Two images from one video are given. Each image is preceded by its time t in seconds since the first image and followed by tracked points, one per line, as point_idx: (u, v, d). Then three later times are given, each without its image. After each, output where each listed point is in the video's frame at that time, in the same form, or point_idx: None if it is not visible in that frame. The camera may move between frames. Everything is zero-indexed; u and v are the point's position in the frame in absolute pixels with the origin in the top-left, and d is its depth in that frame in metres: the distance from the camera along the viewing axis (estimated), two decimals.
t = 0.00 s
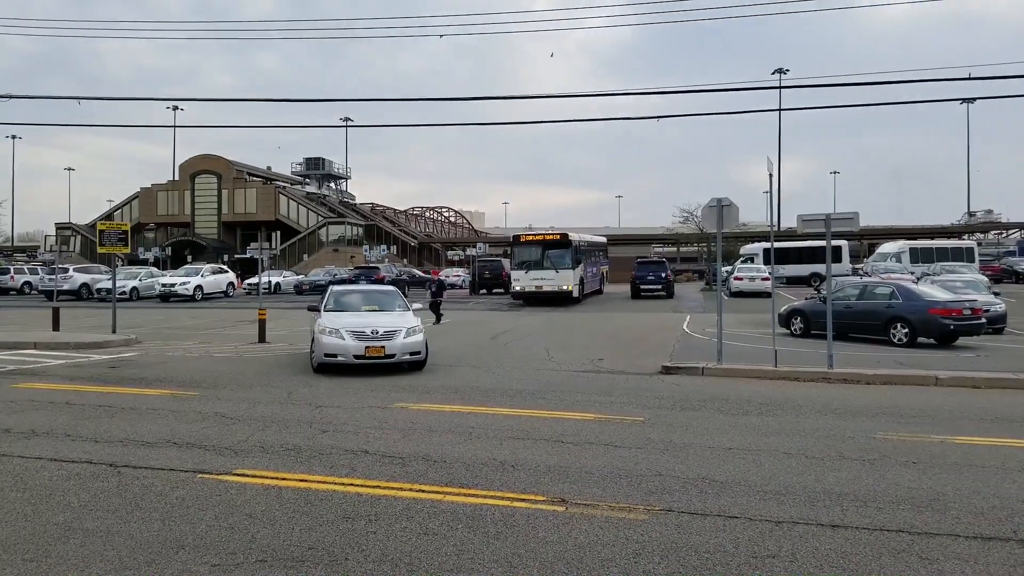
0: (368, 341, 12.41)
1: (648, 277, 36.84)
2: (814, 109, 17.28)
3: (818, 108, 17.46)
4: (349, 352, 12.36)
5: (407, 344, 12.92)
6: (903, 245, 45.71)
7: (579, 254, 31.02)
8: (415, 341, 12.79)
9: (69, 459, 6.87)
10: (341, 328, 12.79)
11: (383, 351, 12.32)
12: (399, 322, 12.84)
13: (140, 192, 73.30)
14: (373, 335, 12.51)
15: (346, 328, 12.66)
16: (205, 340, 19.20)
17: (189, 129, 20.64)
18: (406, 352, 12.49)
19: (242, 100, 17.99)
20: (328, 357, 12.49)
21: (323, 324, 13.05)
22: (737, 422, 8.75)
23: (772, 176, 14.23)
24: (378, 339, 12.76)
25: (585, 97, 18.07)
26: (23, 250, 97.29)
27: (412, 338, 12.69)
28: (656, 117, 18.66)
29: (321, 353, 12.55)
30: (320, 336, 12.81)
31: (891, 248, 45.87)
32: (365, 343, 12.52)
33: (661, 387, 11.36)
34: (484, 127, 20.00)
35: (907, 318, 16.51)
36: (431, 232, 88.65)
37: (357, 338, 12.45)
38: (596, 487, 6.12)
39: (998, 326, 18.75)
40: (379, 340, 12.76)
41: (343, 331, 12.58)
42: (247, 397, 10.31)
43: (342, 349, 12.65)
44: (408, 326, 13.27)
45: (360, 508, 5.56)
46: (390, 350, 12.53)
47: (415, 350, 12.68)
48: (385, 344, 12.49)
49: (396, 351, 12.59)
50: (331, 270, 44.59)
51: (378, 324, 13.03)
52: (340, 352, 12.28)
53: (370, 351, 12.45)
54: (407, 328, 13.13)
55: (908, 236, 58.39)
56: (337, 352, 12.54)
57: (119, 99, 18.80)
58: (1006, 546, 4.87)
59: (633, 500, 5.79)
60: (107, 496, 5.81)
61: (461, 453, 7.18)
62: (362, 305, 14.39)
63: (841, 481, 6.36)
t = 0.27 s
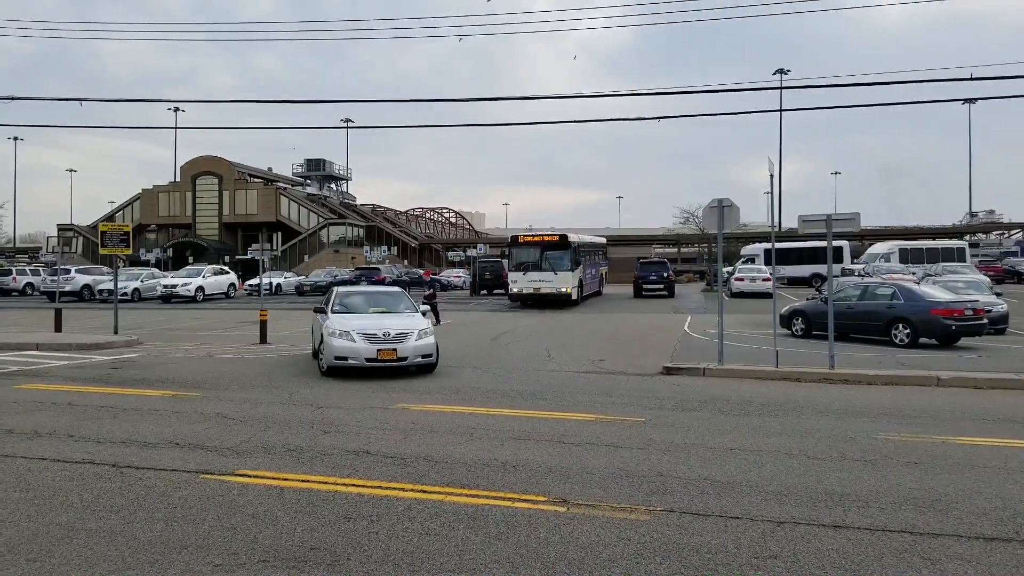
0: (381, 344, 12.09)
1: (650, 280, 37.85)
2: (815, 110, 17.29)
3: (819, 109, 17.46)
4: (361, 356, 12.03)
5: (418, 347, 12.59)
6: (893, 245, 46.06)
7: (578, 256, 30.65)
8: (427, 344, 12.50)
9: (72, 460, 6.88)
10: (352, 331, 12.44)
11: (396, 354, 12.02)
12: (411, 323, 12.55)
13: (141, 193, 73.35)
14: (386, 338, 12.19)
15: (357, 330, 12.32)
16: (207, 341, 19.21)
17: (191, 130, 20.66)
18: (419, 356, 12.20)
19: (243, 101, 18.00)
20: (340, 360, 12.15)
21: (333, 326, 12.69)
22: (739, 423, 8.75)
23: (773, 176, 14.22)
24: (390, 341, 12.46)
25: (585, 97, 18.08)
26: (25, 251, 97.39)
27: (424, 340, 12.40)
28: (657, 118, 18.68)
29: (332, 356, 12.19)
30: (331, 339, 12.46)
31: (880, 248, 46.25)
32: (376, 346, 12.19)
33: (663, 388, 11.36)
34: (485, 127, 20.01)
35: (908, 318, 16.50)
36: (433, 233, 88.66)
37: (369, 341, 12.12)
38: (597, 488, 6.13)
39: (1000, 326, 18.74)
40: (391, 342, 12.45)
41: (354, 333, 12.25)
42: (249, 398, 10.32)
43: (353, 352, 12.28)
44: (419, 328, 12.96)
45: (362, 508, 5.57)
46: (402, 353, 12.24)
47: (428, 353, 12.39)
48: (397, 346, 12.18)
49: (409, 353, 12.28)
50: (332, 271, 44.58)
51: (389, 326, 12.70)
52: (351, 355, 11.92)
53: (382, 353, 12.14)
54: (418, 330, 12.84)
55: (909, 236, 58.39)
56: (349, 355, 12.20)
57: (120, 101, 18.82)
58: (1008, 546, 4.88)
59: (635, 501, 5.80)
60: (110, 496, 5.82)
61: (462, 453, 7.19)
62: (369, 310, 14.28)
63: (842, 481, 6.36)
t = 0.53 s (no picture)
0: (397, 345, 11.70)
1: (653, 282, 38.38)
2: (816, 111, 17.29)
3: (820, 111, 17.47)
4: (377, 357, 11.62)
5: (435, 347, 12.19)
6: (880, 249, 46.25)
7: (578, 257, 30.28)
8: (443, 344, 12.15)
9: (72, 456, 6.90)
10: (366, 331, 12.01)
11: (413, 355, 11.64)
12: (427, 324, 12.18)
13: (142, 190, 73.39)
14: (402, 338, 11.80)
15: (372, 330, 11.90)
16: (207, 338, 19.22)
17: (193, 128, 20.68)
18: (436, 357, 11.85)
19: (245, 99, 18.03)
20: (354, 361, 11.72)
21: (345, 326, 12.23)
22: (738, 424, 8.77)
23: (774, 178, 14.22)
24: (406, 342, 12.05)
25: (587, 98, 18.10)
26: (26, 248, 97.48)
27: (441, 340, 12.04)
28: (658, 118, 18.70)
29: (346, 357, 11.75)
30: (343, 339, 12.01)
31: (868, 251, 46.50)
32: (393, 346, 11.77)
33: (662, 388, 11.38)
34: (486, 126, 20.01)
35: (908, 320, 16.51)
36: (434, 232, 88.68)
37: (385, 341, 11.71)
38: (597, 487, 6.14)
39: (1000, 329, 18.76)
40: (406, 342, 12.08)
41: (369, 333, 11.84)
42: (249, 395, 10.32)
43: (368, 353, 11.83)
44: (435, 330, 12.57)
45: (362, 506, 5.58)
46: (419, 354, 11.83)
47: (444, 354, 12.05)
48: (414, 347, 11.81)
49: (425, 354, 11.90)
50: (333, 270, 44.61)
51: (403, 328, 12.30)
52: (367, 356, 11.50)
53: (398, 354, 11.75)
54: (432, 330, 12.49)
55: (911, 238, 58.40)
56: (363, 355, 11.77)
57: (123, 98, 18.84)
58: (1004, 548, 4.89)
59: (634, 500, 5.81)
60: (109, 492, 5.84)
61: (462, 452, 7.21)
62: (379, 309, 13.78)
63: (840, 482, 6.38)
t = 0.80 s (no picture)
0: (420, 348, 11.18)
1: (650, 279, 38.90)
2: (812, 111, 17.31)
3: (817, 111, 17.49)
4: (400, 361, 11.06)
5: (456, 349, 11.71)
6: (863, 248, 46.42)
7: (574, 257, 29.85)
8: (465, 346, 11.69)
9: (68, 457, 6.88)
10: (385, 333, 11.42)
11: (437, 358, 11.15)
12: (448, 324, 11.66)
13: (139, 190, 73.26)
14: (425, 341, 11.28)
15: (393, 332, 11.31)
16: (203, 338, 19.19)
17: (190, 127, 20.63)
18: (460, 360, 11.39)
19: (242, 99, 18.02)
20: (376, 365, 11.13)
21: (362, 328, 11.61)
22: (736, 423, 8.78)
23: (771, 177, 14.23)
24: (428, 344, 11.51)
25: (584, 97, 18.11)
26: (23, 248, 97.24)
27: (464, 342, 11.58)
28: (656, 118, 18.71)
29: (366, 361, 11.14)
30: (362, 341, 11.39)
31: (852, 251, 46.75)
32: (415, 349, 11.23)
33: (660, 388, 11.39)
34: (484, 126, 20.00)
35: (906, 319, 16.53)
36: (431, 232, 88.63)
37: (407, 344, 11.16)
38: (594, 487, 6.14)
39: (996, 328, 18.81)
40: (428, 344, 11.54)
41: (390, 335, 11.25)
42: (247, 396, 10.31)
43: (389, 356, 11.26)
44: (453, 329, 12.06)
45: (359, 507, 5.58)
46: (443, 356, 11.33)
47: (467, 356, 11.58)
48: (438, 350, 11.29)
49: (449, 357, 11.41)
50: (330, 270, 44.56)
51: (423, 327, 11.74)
52: (390, 360, 10.91)
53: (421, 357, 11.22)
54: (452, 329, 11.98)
55: (907, 237, 58.49)
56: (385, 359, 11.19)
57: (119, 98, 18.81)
58: (1002, 546, 4.90)
59: (631, 500, 5.81)
60: (106, 493, 5.83)
61: (460, 452, 7.20)
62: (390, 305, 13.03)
63: (838, 481, 6.40)
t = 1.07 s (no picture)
0: (457, 352, 10.59)
1: (649, 277, 39.07)
2: (811, 111, 17.32)
3: (815, 110, 17.50)
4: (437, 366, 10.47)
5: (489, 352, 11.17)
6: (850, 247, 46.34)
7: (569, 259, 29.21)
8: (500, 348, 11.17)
9: (68, 457, 6.88)
10: (418, 337, 10.76)
11: (475, 364, 10.61)
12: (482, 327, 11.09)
13: (138, 191, 73.23)
14: (461, 345, 10.70)
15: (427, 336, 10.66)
16: (203, 339, 19.18)
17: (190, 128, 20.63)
18: (496, 364, 10.86)
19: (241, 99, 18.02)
20: (411, 372, 10.51)
21: (392, 331, 10.93)
22: (735, 422, 8.78)
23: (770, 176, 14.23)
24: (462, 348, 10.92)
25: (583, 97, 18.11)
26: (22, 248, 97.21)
27: (498, 346, 11.05)
28: (655, 118, 18.72)
29: (401, 368, 10.50)
30: (393, 346, 10.72)
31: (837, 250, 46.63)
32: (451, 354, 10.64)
33: (659, 387, 11.40)
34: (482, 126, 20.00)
35: (905, 319, 16.53)
36: (430, 232, 88.63)
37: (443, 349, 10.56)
38: (593, 486, 6.14)
39: (995, 328, 18.81)
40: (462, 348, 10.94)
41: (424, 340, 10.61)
42: (246, 396, 10.31)
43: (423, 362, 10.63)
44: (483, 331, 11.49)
45: (359, 507, 5.57)
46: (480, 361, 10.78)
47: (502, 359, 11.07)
48: (475, 355, 10.72)
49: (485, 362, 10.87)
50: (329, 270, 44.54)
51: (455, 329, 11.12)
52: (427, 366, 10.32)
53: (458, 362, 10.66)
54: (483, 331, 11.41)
55: (906, 237, 58.51)
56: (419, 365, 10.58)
57: (118, 98, 18.80)
58: (1001, 546, 4.91)
59: (631, 500, 5.81)
60: (106, 493, 5.82)
61: (459, 452, 7.20)
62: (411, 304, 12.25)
63: (837, 480, 6.40)
